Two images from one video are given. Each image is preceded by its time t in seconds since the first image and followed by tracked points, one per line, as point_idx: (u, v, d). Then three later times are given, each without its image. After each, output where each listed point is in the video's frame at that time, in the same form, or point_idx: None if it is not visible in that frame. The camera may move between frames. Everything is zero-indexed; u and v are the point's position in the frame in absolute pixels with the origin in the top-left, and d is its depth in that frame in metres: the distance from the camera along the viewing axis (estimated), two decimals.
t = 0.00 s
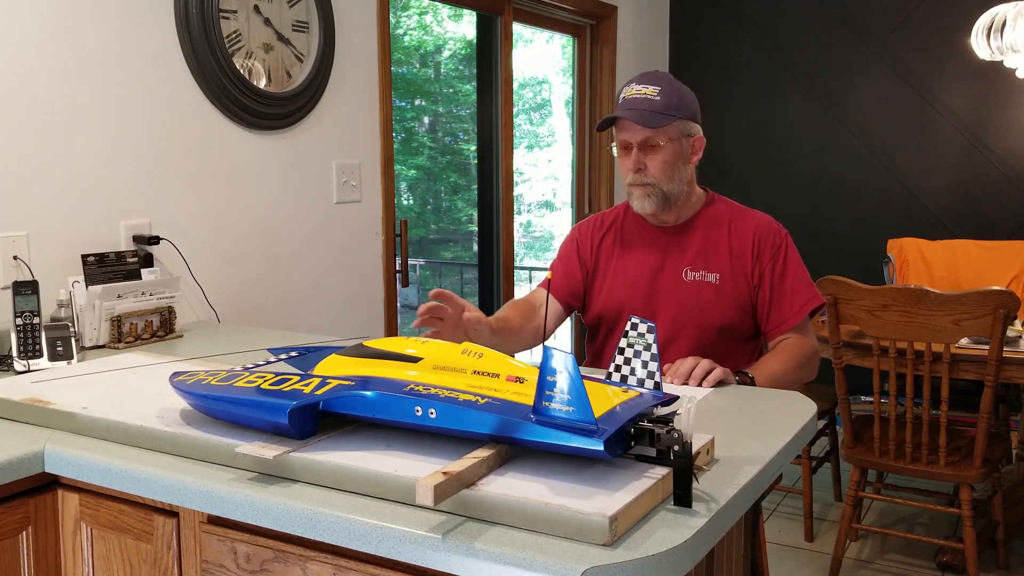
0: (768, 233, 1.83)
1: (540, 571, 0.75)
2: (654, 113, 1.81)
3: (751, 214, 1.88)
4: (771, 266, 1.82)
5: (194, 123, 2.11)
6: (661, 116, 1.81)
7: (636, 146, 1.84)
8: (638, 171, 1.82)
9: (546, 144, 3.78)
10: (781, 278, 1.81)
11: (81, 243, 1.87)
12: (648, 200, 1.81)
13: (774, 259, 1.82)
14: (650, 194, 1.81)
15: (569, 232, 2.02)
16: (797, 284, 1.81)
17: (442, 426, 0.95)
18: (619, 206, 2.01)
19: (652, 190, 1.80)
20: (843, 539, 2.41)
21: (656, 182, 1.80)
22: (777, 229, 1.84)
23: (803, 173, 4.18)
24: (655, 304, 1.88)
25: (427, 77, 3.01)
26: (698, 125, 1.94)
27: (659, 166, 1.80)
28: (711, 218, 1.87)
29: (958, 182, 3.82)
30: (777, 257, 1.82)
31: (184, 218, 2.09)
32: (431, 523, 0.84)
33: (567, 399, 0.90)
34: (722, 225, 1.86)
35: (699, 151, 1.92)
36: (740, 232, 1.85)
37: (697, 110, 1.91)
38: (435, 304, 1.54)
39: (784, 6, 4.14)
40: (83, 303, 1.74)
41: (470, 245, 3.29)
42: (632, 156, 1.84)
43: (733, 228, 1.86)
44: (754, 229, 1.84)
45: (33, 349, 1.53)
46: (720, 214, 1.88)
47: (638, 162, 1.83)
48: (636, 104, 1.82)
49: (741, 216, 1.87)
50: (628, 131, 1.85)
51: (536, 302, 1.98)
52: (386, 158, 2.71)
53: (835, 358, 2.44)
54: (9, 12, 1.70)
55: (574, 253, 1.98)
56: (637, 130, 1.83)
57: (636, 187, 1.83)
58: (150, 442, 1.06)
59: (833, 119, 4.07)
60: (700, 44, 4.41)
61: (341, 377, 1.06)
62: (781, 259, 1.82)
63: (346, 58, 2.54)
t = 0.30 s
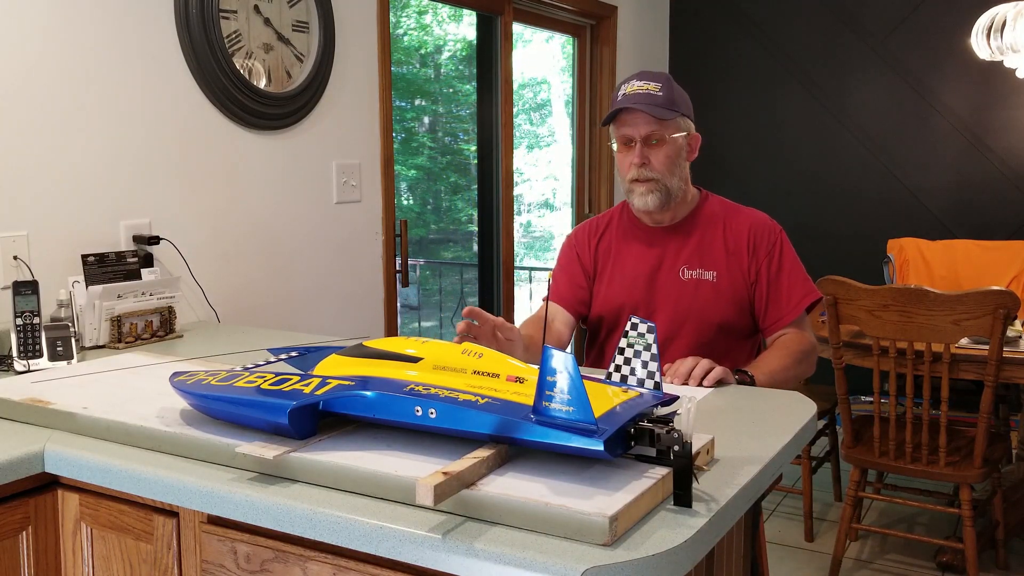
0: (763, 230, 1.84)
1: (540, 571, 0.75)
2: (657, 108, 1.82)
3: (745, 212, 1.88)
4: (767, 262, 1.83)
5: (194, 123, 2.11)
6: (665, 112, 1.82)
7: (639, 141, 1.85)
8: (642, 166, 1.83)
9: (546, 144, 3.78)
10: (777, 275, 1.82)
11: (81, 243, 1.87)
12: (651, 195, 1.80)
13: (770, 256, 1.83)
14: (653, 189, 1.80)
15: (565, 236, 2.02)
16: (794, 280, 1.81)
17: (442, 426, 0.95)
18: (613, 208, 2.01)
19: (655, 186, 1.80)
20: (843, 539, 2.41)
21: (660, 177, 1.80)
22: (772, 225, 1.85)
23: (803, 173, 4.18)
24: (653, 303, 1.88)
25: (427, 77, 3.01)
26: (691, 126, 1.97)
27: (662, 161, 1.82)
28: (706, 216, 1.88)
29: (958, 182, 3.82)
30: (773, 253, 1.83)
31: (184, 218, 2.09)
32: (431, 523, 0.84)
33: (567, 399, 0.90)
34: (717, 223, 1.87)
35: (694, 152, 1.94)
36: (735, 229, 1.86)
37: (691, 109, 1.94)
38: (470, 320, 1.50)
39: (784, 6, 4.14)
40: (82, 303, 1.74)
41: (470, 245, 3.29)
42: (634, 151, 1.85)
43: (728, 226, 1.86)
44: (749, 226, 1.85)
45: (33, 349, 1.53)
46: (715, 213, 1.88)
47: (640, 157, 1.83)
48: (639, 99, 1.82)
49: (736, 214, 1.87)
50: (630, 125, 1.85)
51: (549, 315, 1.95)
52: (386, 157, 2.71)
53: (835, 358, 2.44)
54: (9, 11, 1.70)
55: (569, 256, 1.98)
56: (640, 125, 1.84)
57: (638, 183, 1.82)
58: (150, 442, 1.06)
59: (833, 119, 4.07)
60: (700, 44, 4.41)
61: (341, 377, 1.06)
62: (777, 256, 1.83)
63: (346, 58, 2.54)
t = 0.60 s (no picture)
0: (761, 229, 1.84)
1: (540, 571, 0.75)
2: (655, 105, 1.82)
3: (743, 211, 1.88)
4: (766, 261, 1.83)
5: (194, 123, 2.11)
6: (662, 109, 1.82)
7: (638, 139, 1.85)
8: (642, 163, 1.82)
9: (546, 144, 3.78)
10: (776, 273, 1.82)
11: (81, 243, 1.87)
12: (653, 192, 1.80)
13: (769, 255, 1.83)
14: (654, 186, 1.80)
15: (563, 237, 2.02)
16: (793, 279, 1.81)
17: (442, 426, 0.95)
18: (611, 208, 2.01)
19: (656, 183, 1.80)
20: (843, 539, 2.41)
21: (660, 174, 1.80)
22: (770, 224, 1.85)
23: (803, 173, 4.18)
24: (652, 303, 1.88)
25: (427, 77, 3.01)
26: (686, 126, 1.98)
27: (662, 158, 1.82)
28: (705, 216, 1.88)
29: (958, 182, 3.82)
30: (772, 252, 1.83)
31: (184, 218, 2.09)
32: (431, 523, 0.84)
33: (567, 399, 0.90)
34: (715, 223, 1.87)
35: (690, 151, 1.95)
36: (733, 229, 1.86)
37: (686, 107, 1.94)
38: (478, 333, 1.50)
39: (784, 6, 4.14)
40: (83, 303, 1.74)
41: (470, 246, 3.29)
42: (633, 150, 1.85)
43: (726, 225, 1.86)
44: (747, 225, 1.85)
45: (33, 349, 1.53)
46: (713, 212, 1.88)
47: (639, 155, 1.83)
48: (636, 97, 1.82)
49: (734, 213, 1.87)
50: (629, 124, 1.85)
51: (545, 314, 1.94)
52: (386, 157, 2.71)
53: (835, 358, 2.44)
54: (8, 11, 1.70)
55: (567, 257, 1.98)
56: (639, 123, 1.84)
57: (639, 181, 1.82)
58: (150, 442, 1.06)
59: (833, 119, 4.07)
60: (700, 44, 4.41)
61: (341, 377, 1.06)
62: (776, 254, 1.83)
63: (346, 58, 2.54)
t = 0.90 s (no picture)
0: (755, 221, 1.83)
1: (540, 571, 0.75)
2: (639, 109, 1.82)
3: (740, 205, 1.87)
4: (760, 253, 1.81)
5: (194, 123, 2.11)
6: (647, 110, 1.82)
7: (626, 144, 1.85)
8: (633, 167, 1.83)
9: (546, 144, 3.79)
10: (770, 262, 1.78)
11: (81, 243, 1.87)
12: (647, 193, 1.81)
13: (763, 246, 1.81)
14: (648, 188, 1.81)
15: (562, 237, 2.03)
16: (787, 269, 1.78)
17: (442, 426, 0.95)
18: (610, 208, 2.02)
19: (649, 184, 1.80)
20: (843, 539, 2.41)
21: (652, 175, 1.81)
22: (765, 217, 1.83)
23: (802, 173, 4.18)
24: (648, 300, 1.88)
25: (427, 77, 3.01)
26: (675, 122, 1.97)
27: (652, 159, 1.82)
28: (701, 212, 1.87)
29: (958, 182, 3.82)
30: (766, 244, 1.80)
31: (184, 218, 2.09)
32: (431, 523, 0.84)
33: (567, 399, 0.90)
34: (711, 218, 1.86)
35: (682, 146, 1.94)
36: (729, 223, 1.85)
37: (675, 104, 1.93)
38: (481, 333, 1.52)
39: (784, 6, 4.14)
40: (83, 303, 1.74)
41: (470, 246, 3.29)
42: (623, 154, 1.85)
43: (721, 218, 1.86)
44: (742, 217, 1.84)
45: (33, 349, 1.53)
46: (709, 208, 1.87)
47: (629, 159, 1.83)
48: (620, 103, 1.82)
49: (730, 208, 1.86)
50: (616, 130, 1.85)
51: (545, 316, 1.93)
52: (386, 158, 2.71)
53: (835, 358, 2.44)
54: (9, 11, 1.70)
55: (566, 257, 1.99)
56: (625, 128, 1.84)
57: (632, 184, 1.83)
58: (150, 442, 1.06)
59: (833, 119, 4.07)
60: (700, 44, 4.42)
61: (341, 377, 1.06)
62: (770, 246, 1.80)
63: (346, 58, 2.54)
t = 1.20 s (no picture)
0: (745, 219, 1.81)
1: (540, 571, 0.75)
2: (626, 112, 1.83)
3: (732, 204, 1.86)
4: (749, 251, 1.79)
5: (194, 123, 2.11)
6: (634, 112, 1.82)
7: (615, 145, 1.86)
8: (620, 170, 1.84)
9: (546, 144, 3.79)
10: (755, 260, 1.75)
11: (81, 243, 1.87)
12: (634, 197, 1.82)
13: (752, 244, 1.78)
14: (634, 190, 1.82)
15: (559, 239, 2.03)
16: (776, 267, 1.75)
17: (442, 426, 0.95)
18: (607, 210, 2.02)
19: (635, 186, 1.81)
20: (843, 539, 2.41)
21: (638, 177, 1.81)
22: (756, 215, 1.81)
23: (802, 173, 4.19)
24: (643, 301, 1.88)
25: (427, 77, 3.01)
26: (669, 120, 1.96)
27: (639, 162, 1.82)
28: (694, 212, 1.87)
29: (958, 182, 3.82)
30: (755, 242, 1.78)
31: (184, 218, 2.10)
32: (431, 523, 0.84)
33: (567, 399, 0.90)
34: (704, 217, 1.86)
35: (675, 145, 1.93)
36: (720, 222, 1.84)
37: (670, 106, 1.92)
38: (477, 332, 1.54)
39: (784, 6, 4.14)
40: (83, 303, 1.74)
41: (470, 246, 3.29)
42: (612, 156, 1.86)
43: (714, 217, 1.85)
44: (733, 216, 1.82)
45: (33, 349, 1.53)
46: (702, 207, 1.87)
47: (618, 161, 1.84)
48: (608, 105, 1.84)
49: (723, 208, 1.85)
50: (603, 132, 1.86)
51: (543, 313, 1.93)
52: (387, 158, 2.71)
53: (835, 358, 2.44)
54: (9, 11, 1.70)
55: (563, 258, 1.99)
56: (614, 130, 1.85)
57: (620, 187, 1.84)
58: (150, 442, 1.06)
59: (833, 119, 4.07)
60: (700, 44, 4.42)
61: (341, 377, 1.06)
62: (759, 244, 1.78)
63: (346, 58, 2.54)
